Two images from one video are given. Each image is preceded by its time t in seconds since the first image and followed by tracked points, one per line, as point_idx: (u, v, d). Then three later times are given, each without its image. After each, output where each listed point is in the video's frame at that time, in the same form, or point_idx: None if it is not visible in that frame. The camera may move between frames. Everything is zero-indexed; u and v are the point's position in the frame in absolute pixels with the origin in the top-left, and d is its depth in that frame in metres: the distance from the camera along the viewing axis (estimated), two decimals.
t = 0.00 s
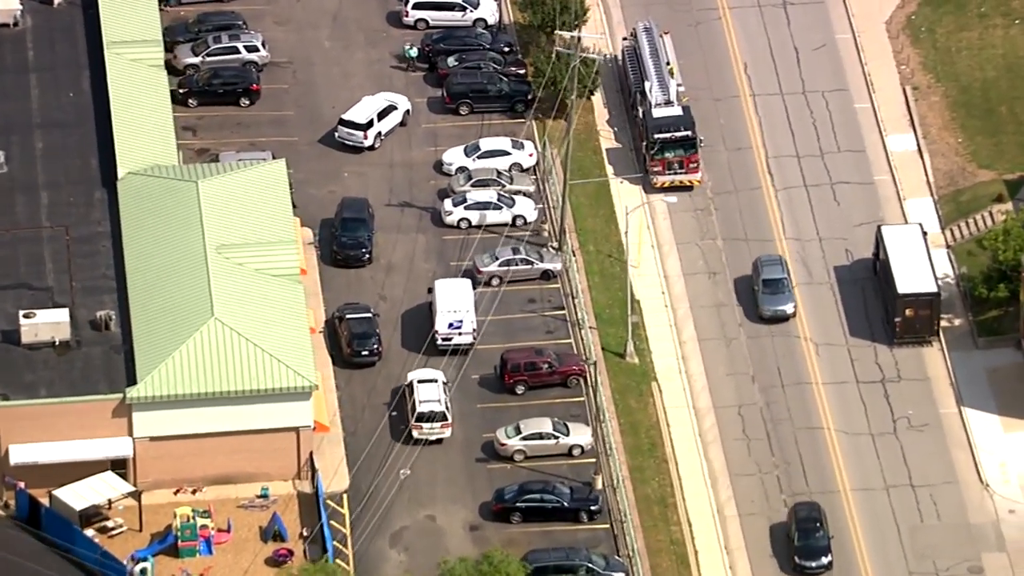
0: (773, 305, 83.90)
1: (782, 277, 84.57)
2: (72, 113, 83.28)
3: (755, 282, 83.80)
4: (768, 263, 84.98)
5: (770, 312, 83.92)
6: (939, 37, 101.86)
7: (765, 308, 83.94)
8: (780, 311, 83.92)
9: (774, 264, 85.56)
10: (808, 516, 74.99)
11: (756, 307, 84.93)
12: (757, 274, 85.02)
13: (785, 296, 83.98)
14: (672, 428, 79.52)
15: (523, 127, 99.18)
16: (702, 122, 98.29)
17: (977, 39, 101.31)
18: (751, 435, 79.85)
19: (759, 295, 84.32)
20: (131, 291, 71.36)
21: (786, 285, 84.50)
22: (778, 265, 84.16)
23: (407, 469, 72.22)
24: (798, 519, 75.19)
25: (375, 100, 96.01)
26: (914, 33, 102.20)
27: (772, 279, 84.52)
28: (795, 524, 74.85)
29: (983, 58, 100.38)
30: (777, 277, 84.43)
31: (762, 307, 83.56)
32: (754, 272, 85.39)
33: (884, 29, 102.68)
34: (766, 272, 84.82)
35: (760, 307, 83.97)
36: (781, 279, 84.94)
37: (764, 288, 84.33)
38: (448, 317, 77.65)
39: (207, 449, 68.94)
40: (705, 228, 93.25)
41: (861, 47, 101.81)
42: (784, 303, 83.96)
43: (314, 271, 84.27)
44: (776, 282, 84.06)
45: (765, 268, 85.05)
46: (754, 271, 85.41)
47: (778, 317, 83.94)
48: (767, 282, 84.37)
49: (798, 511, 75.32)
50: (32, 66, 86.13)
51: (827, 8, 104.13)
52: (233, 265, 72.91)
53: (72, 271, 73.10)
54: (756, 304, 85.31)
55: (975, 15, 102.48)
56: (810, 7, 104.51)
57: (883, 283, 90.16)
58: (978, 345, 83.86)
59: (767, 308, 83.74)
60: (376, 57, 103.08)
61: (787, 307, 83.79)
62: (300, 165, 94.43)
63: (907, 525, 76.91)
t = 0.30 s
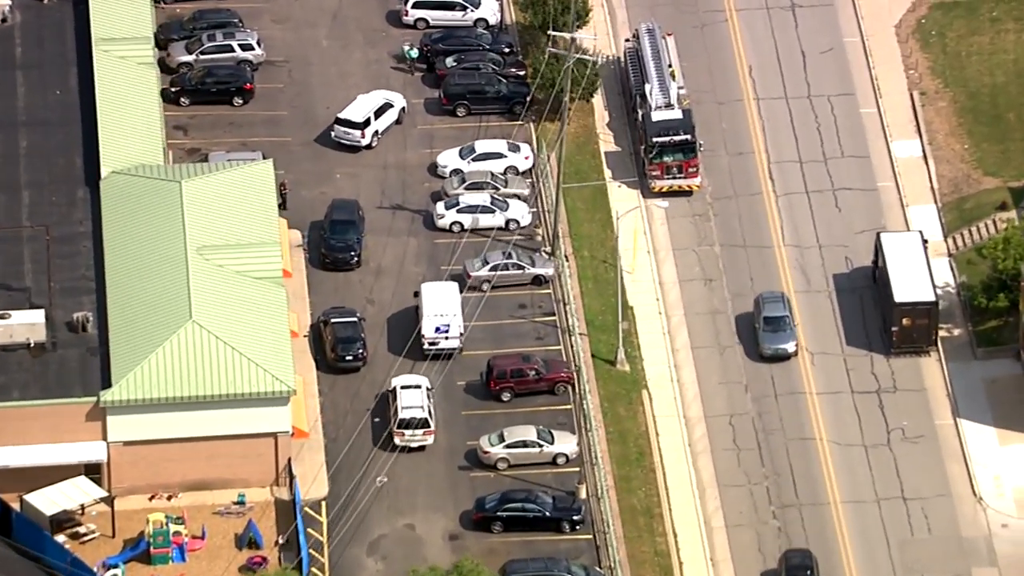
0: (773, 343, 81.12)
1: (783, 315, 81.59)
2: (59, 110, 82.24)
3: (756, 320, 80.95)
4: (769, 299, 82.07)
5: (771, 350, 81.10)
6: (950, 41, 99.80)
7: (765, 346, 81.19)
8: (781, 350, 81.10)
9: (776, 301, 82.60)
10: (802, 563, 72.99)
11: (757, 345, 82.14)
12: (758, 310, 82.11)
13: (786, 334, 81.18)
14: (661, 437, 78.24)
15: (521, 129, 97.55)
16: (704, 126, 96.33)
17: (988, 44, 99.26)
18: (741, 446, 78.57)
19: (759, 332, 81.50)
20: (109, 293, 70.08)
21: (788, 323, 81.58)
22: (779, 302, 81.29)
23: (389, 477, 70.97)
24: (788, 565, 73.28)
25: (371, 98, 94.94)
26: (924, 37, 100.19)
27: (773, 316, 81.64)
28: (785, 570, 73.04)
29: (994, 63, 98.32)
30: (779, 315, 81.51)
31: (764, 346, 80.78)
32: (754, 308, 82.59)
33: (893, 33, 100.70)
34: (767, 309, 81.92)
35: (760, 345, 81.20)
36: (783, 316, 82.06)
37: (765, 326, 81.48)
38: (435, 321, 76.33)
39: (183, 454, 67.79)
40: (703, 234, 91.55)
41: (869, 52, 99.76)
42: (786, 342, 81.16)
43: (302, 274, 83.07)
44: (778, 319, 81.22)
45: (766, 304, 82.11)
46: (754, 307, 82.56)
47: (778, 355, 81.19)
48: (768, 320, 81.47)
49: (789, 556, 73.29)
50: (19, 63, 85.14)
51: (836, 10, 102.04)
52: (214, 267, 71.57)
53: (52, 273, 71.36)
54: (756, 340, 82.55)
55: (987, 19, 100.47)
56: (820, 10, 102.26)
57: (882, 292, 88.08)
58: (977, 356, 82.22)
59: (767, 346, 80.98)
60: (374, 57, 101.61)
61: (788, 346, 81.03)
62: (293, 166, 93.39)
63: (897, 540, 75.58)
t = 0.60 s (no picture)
0: (773, 385, 78.54)
1: (784, 355, 78.91)
2: (47, 111, 81.40)
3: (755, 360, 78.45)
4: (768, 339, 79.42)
5: (770, 393, 78.60)
6: (960, 47, 98.23)
7: (764, 388, 78.59)
8: (780, 391, 78.52)
9: (775, 341, 79.95)
10: None
11: (756, 386, 79.59)
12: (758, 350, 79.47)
13: (786, 375, 78.57)
14: (651, 447, 77.23)
15: (520, 133, 96.18)
16: (706, 132, 94.70)
17: (1000, 50, 97.73)
18: (732, 457, 77.49)
19: (758, 374, 78.94)
20: (90, 295, 69.09)
21: (788, 363, 78.89)
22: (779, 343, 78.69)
23: (371, 485, 69.95)
24: None
25: (369, 98, 94.02)
26: (935, 43, 98.56)
27: (773, 356, 78.94)
28: None
29: (1005, 70, 96.87)
30: (778, 355, 78.76)
31: (762, 387, 78.31)
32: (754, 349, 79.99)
33: (903, 38, 98.88)
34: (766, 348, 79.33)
35: (759, 387, 78.64)
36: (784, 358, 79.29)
37: (764, 366, 78.87)
38: (423, 326, 75.29)
39: (161, 460, 66.98)
40: (701, 241, 90.10)
41: (878, 58, 97.97)
42: (785, 383, 78.56)
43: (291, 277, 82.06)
44: (778, 360, 78.66)
45: (766, 344, 79.57)
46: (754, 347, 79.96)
47: (777, 397, 78.66)
48: (767, 359, 78.83)
49: None
50: (9, 62, 84.29)
51: (846, 15, 100.02)
52: (197, 270, 70.56)
53: (32, 274, 70.30)
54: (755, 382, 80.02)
55: (1000, 25, 98.79)
56: (830, 15, 100.23)
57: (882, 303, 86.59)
58: (976, 368, 80.84)
59: (766, 387, 78.41)
60: (375, 59, 100.24)
61: (788, 388, 78.46)
62: (287, 168, 92.52)
63: (887, 555, 74.43)
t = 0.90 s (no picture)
0: (771, 428, 76.45)
1: (784, 397, 76.83)
2: (39, 110, 80.61)
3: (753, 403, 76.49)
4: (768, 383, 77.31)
5: (769, 436, 76.51)
6: (974, 55, 96.75)
7: (763, 431, 76.51)
8: (779, 435, 76.46)
9: (776, 382, 77.47)
10: None
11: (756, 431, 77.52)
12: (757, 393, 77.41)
13: (786, 418, 76.60)
14: (642, 458, 76.44)
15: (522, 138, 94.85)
16: (712, 139, 93.27)
17: (1014, 59, 96.31)
18: (725, 468, 76.58)
19: (757, 417, 76.83)
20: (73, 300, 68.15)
21: (788, 405, 76.84)
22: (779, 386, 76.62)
23: (356, 494, 69.00)
24: None
25: (370, 96, 93.19)
26: (948, 50, 97.05)
27: (773, 399, 76.89)
28: None
29: (1019, 78, 95.49)
30: (779, 397, 76.75)
31: (761, 431, 76.21)
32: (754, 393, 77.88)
33: (916, 45, 97.27)
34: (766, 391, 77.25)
35: (758, 430, 76.55)
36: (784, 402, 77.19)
37: (764, 409, 76.83)
38: (414, 330, 74.21)
39: (142, 466, 66.16)
40: (702, 249, 88.84)
41: (890, 65, 96.25)
42: (785, 427, 76.51)
43: (282, 281, 80.99)
44: (778, 403, 76.60)
45: (765, 385, 77.28)
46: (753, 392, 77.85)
47: (775, 441, 76.60)
48: (767, 402, 76.78)
49: None
50: (3, 61, 83.52)
51: (859, 21, 98.26)
52: (182, 273, 69.37)
53: (16, 274, 69.62)
54: (754, 426, 77.81)
55: (1014, 32, 97.42)
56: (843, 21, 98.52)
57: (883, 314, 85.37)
58: (976, 381, 79.65)
59: (764, 431, 76.34)
60: (378, 61, 98.95)
61: (787, 432, 76.36)
62: (284, 171, 91.61)
63: (879, 568, 73.55)
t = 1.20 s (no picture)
0: (769, 471, 74.77)
1: (781, 440, 75.15)
2: (35, 109, 80.05)
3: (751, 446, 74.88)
4: (768, 426, 75.61)
5: (766, 480, 74.90)
6: (988, 62, 95.46)
7: (760, 474, 74.89)
8: (776, 478, 74.74)
9: (775, 426, 75.74)
10: None
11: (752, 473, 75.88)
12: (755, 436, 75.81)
13: (782, 460, 74.90)
14: (635, 465, 75.97)
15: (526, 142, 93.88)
16: (719, 145, 92.30)
17: None
18: (719, 478, 76.01)
19: (755, 461, 75.19)
20: (60, 301, 67.67)
21: (786, 449, 75.10)
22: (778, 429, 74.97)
23: (342, 500, 68.40)
24: None
25: (373, 95, 92.65)
26: (962, 57, 95.78)
27: (772, 442, 75.24)
28: None
29: None
30: (776, 440, 75.13)
31: (758, 474, 74.60)
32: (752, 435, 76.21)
33: (930, 51, 96.05)
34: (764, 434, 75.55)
35: (754, 473, 74.94)
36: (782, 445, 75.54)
37: (761, 453, 75.21)
38: (407, 333, 73.62)
39: (125, 469, 65.67)
40: (705, 256, 87.97)
41: (902, 71, 95.08)
42: (782, 470, 74.76)
43: (277, 285, 80.24)
44: (776, 446, 74.98)
45: (763, 427, 75.59)
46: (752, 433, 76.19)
47: (774, 484, 74.86)
48: (764, 443, 75.18)
49: None
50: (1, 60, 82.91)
51: (873, 28, 97.03)
52: (172, 276, 68.73)
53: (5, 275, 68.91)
54: (752, 470, 76.13)
55: None
56: (857, 27, 97.36)
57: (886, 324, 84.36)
58: (976, 393, 78.63)
59: (761, 475, 74.72)
60: (384, 63, 97.90)
61: (785, 476, 74.65)
62: (284, 174, 90.99)
63: None
